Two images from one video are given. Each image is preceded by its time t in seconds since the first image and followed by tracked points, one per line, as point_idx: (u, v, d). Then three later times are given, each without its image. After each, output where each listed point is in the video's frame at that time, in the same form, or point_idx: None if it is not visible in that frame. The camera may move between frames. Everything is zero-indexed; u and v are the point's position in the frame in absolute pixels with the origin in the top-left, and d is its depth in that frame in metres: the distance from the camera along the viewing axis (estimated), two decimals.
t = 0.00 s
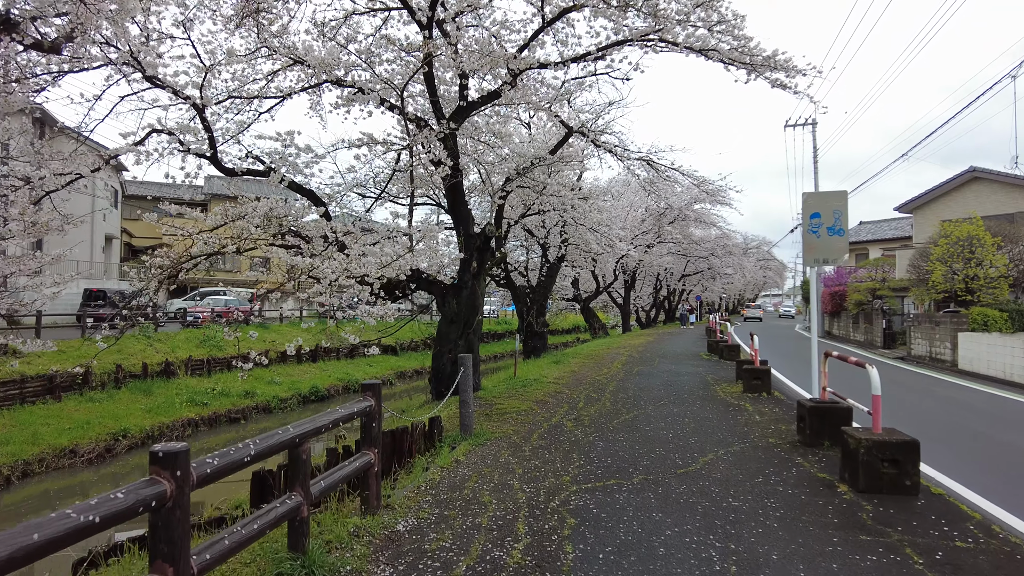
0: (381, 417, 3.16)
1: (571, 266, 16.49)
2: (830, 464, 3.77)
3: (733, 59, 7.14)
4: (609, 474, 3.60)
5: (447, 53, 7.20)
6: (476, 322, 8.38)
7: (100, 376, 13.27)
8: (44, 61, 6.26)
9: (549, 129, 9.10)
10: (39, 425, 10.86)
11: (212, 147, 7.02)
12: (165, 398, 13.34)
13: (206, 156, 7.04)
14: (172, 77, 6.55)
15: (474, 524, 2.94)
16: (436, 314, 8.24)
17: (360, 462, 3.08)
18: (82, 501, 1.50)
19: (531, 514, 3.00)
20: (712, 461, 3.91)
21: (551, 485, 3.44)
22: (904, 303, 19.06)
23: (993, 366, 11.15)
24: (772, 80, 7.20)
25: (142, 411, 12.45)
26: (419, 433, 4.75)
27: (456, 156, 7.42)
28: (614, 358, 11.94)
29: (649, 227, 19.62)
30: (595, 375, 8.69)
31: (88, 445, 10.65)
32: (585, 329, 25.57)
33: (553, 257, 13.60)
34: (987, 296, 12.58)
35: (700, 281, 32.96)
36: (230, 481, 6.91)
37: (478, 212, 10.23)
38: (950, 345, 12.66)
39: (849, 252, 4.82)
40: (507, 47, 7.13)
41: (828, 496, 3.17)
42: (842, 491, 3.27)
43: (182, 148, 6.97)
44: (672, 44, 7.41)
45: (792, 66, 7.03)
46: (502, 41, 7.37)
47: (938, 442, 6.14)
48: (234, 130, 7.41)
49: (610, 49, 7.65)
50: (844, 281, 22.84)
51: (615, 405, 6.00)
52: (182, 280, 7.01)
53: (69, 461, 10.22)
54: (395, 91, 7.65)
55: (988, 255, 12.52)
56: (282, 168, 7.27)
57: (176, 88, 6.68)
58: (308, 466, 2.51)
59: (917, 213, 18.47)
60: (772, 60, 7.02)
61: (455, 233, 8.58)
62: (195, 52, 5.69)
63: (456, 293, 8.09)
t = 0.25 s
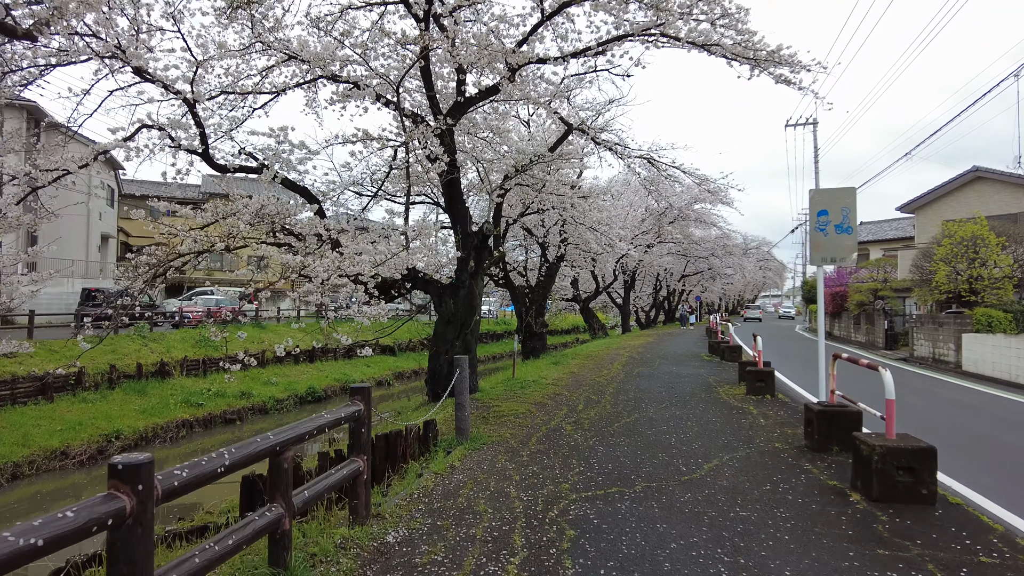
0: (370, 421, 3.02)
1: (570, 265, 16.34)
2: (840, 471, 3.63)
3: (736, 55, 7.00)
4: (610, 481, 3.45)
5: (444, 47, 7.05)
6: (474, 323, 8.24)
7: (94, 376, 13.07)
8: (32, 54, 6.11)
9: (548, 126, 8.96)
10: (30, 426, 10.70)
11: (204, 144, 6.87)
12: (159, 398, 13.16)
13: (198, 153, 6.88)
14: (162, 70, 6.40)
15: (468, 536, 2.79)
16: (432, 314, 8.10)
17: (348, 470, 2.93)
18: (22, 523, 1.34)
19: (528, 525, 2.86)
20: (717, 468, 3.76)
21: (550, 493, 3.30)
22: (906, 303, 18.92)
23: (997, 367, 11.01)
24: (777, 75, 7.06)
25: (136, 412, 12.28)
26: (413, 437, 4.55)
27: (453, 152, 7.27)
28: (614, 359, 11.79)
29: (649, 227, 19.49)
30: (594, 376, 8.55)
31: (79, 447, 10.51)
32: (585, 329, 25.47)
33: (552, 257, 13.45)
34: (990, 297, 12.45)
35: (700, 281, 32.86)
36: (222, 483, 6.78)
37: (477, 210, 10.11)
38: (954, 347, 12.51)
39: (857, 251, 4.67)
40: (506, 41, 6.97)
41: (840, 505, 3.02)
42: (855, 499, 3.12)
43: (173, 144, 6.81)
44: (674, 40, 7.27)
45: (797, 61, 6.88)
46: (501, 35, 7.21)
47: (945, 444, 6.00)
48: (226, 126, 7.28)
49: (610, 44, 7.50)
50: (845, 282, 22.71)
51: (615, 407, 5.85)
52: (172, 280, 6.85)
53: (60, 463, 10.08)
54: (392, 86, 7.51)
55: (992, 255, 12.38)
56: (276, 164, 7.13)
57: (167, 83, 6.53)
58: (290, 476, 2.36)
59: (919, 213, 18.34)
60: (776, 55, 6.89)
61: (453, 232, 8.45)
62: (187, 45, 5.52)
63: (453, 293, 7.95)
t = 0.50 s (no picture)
0: (354, 429, 2.86)
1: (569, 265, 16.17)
2: (851, 478, 3.46)
3: (739, 48, 6.83)
4: (610, 491, 3.28)
5: (439, 40, 6.89)
6: (471, 323, 8.08)
7: (86, 378, 12.78)
8: (14, 47, 5.93)
9: (546, 122, 8.79)
10: (20, 429, 10.51)
11: (193, 140, 6.70)
12: (153, 400, 12.97)
13: (187, 149, 6.71)
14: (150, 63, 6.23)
15: (458, 551, 2.62)
16: (428, 314, 7.93)
17: (330, 480, 2.77)
18: None
19: (523, 539, 2.69)
20: (722, 476, 3.59)
21: (546, 503, 3.13)
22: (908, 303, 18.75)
23: (1002, 369, 10.85)
24: (780, 70, 6.89)
25: (129, 414, 12.08)
26: (404, 441, 4.52)
27: (449, 149, 7.12)
28: (614, 359, 11.63)
29: (649, 227, 19.33)
30: (594, 378, 8.38)
31: (70, 450, 10.33)
32: (584, 330, 25.30)
33: (551, 257, 13.28)
34: (995, 296, 12.28)
35: (699, 281, 32.70)
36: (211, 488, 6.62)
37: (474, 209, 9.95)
38: (958, 347, 12.34)
39: (866, 248, 4.50)
40: (504, 34, 6.80)
41: (854, 517, 2.85)
42: (868, 510, 2.96)
43: (161, 139, 6.63)
44: (675, 33, 7.10)
45: (801, 55, 6.72)
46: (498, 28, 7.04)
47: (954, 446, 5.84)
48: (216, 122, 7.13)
49: (610, 38, 7.34)
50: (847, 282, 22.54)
51: (615, 411, 5.68)
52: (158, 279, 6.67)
53: (50, 466, 9.90)
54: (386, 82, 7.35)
55: (997, 254, 12.22)
56: (267, 161, 6.99)
57: (154, 77, 6.36)
58: (264, 490, 2.20)
59: (921, 212, 18.18)
60: (779, 49, 6.72)
61: (449, 231, 8.28)
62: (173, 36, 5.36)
63: (449, 293, 7.79)
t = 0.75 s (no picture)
0: (343, 441, 2.72)
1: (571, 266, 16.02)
2: (866, 489, 3.30)
3: (744, 44, 6.68)
4: (614, 504, 3.13)
5: (438, 37, 6.74)
6: (470, 326, 7.93)
7: (83, 381, 12.61)
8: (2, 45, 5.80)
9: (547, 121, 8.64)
10: (14, 433, 10.37)
11: (185, 139, 6.56)
12: (150, 403, 12.82)
13: (179, 148, 6.57)
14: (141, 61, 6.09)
15: (453, 570, 2.46)
16: (426, 316, 7.79)
17: (319, 495, 2.62)
18: None
19: (522, 558, 2.54)
20: (731, 487, 3.44)
21: (546, 518, 2.98)
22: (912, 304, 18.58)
23: (1010, 371, 10.68)
24: (786, 66, 6.75)
25: (126, 417, 11.93)
26: (400, 449, 4.43)
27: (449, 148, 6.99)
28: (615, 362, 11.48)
29: (650, 227, 19.18)
30: (596, 381, 8.23)
31: (65, 454, 10.19)
32: (586, 331, 25.15)
33: (552, 257, 13.13)
34: (1003, 297, 12.12)
35: (702, 282, 32.54)
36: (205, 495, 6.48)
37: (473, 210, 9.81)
38: (965, 349, 12.17)
39: (878, 249, 4.35)
40: (503, 30, 6.65)
41: (872, 533, 2.69)
42: (887, 525, 2.80)
43: (153, 138, 6.50)
44: (678, 30, 6.95)
45: (808, 51, 6.57)
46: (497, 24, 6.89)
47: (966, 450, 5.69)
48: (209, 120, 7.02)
49: (612, 35, 7.18)
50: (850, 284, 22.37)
51: (618, 417, 5.52)
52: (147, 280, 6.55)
53: (44, 471, 9.77)
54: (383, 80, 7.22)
55: (1005, 254, 12.05)
56: (261, 160, 6.89)
57: (145, 75, 6.22)
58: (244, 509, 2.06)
59: (926, 212, 18.01)
60: (785, 44, 6.57)
61: (448, 232, 8.14)
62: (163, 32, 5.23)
63: (448, 295, 7.65)
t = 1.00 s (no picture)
0: (338, 447, 2.56)
1: (576, 265, 15.85)
2: (891, 498, 3.13)
3: (756, 36, 6.49)
4: (624, 514, 2.97)
5: (441, 29, 6.58)
6: (474, 326, 7.78)
7: (83, 381, 12.46)
8: None
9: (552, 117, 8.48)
10: (14, 434, 10.26)
11: (182, 135, 6.41)
12: (151, 403, 12.70)
13: (177, 144, 6.43)
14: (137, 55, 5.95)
15: None
16: (429, 316, 7.64)
17: (312, 505, 2.48)
18: None
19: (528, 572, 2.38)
20: (747, 495, 3.28)
21: (554, 529, 2.82)
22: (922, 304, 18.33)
23: None
24: (798, 59, 6.56)
25: (126, 418, 11.79)
26: (400, 453, 4.29)
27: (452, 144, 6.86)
28: (622, 362, 11.30)
29: (656, 226, 19.00)
30: (602, 382, 8.07)
31: (65, 455, 10.08)
32: (590, 331, 24.98)
33: (557, 256, 12.97)
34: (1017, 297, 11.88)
35: (707, 282, 32.31)
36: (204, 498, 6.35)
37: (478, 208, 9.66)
38: (978, 349, 11.95)
39: (899, 245, 4.18)
40: (508, 22, 6.48)
41: (902, 547, 2.52)
42: (917, 537, 2.63)
43: (149, 134, 6.35)
44: (687, 22, 6.77)
45: (821, 43, 6.38)
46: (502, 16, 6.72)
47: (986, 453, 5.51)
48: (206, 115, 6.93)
49: (619, 27, 7.00)
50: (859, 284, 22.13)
51: (626, 419, 5.36)
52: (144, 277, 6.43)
53: (43, 472, 9.66)
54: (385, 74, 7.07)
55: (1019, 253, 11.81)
56: (260, 156, 6.81)
57: (141, 68, 6.08)
58: (227, 522, 1.91)
59: (936, 211, 17.76)
60: (798, 36, 6.38)
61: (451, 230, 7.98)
62: (158, 23, 5.07)
63: (452, 294, 7.50)
